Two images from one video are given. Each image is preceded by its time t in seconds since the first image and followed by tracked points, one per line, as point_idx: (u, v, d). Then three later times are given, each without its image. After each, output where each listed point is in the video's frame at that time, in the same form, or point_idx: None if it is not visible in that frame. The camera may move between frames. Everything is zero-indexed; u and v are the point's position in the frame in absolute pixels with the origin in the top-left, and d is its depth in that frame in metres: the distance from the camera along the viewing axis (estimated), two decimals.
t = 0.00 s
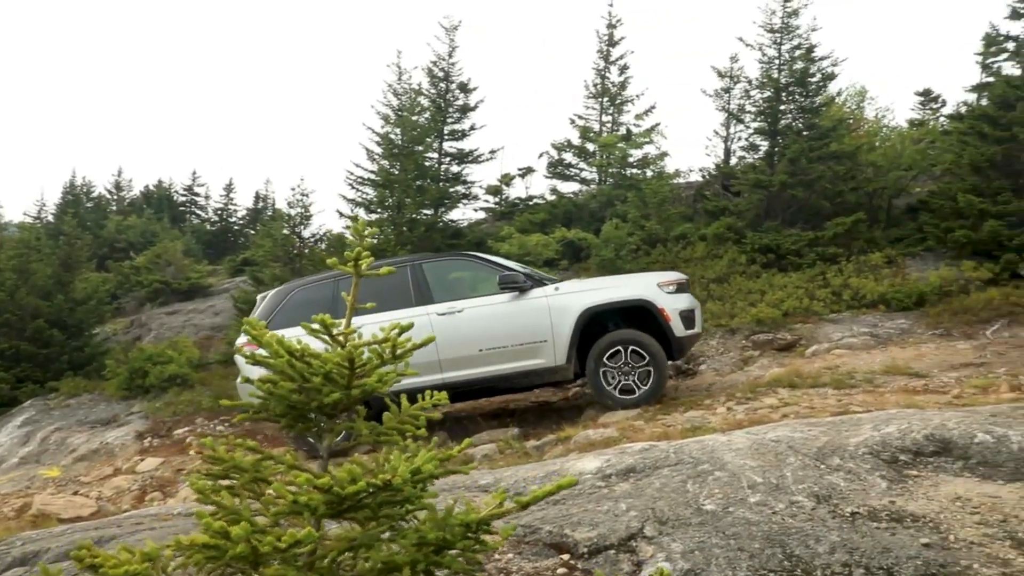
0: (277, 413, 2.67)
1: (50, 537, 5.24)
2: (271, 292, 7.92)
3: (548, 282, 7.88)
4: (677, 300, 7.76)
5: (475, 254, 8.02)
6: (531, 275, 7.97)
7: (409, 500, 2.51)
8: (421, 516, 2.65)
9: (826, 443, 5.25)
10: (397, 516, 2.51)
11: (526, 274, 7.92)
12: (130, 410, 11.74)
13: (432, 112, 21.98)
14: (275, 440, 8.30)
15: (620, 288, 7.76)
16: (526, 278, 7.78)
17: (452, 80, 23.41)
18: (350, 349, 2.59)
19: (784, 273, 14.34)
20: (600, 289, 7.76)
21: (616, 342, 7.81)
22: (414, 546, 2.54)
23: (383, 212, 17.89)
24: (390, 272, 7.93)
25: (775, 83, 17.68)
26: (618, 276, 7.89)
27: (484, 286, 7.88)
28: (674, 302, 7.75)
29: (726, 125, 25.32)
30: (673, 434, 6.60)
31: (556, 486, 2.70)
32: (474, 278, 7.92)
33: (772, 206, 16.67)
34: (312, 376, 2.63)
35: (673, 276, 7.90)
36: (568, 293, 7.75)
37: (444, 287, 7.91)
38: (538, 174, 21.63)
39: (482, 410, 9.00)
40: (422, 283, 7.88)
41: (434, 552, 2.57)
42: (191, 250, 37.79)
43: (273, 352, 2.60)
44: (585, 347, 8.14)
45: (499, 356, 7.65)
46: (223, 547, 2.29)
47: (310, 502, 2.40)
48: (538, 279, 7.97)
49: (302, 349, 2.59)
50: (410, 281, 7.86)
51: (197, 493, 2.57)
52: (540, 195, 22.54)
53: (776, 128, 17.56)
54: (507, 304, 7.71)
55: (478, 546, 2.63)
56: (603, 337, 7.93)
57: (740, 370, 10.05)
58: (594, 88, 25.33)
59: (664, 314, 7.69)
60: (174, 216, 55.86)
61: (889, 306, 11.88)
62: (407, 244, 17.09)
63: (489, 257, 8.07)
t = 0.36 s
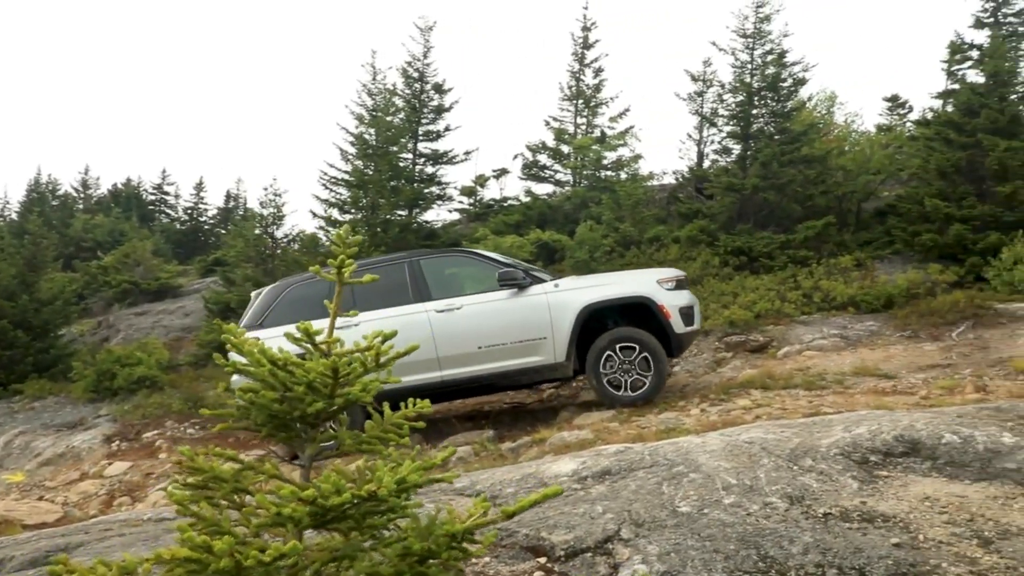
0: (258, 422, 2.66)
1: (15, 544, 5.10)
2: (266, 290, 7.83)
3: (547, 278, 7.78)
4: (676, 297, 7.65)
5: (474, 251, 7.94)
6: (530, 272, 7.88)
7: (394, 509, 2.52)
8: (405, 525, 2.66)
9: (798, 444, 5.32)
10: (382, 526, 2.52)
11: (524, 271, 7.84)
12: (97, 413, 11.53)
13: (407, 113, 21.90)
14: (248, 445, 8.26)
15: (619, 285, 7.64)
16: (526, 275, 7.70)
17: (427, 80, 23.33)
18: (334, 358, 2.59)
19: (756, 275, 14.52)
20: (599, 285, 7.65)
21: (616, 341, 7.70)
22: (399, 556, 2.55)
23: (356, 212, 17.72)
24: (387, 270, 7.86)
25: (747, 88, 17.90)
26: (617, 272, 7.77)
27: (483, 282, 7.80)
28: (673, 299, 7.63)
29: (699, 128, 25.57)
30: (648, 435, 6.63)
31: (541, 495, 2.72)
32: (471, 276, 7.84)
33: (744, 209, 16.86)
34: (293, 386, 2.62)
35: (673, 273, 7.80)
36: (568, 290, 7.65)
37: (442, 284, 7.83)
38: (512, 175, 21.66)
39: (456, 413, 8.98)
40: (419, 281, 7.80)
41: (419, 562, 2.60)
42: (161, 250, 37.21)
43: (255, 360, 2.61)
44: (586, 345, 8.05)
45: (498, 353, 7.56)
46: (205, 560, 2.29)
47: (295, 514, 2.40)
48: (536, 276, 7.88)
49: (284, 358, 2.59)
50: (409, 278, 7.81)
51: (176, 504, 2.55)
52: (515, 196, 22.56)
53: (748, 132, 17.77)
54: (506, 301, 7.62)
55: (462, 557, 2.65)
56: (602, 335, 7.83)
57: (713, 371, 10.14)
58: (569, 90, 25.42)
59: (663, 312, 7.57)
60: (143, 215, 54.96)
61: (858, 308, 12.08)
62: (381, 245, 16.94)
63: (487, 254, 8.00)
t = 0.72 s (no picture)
0: (233, 435, 2.63)
1: None
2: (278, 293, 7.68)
3: (567, 282, 7.62)
4: (698, 302, 7.59)
5: (490, 253, 7.76)
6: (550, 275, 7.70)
7: (372, 523, 2.51)
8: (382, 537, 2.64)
9: (769, 447, 5.38)
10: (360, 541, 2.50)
11: (545, 275, 7.66)
12: (61, 418, 11.29)
13: (379, 114, 21.78)
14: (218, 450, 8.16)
15: (642, 289, 7.52)
16: (545, 279, 7.53)
17: (400, 82, 23.22)
18: (312, 372, 2.56)
19: (727, 278, 14.68)
20: (622, 290, 7.52)
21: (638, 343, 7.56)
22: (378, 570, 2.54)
23: (328, 214, 17.58)
24: (402, 273, 7.66)
25: (718, 93, 18.09)
26: (639, 276, 7.65)
27: (502, 286, 7.61)
28: (695, 303, 7.55)
29: (671, 132, 25.79)
30: (621, 438, 6.67)
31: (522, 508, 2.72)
32: (491, 279, 7.65)
33: (716, 212, 17.05)
34: (269, 399, 2.60)
35: (693, 277, 7.72)
36: (590, 295, 7.51)
37: (461, 288, 7.64)
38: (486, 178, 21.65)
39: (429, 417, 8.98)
40: (437, 284, 7.60)
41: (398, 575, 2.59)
42: (127, 250, 36.56)
43: (230, 373, 2.58)
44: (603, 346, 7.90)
45: (520, 359, 7.38)
46: None
47: (272, 530, 2.38)
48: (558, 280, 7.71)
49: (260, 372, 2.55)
50: (426, 282, 7.60)
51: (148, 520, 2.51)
52: (488, 198, 22.55)
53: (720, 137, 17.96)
54: (527, 306, 7.44)
55: (440, 569, 2.65)
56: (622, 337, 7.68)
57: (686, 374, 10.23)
58: (542, 93, 25.49)
59: (686, 316, 7.48)
60: (109, 214, 53.95)
61: (826, 311, 12.28)
62: (353, 247, 16.83)
63: (506, 257, 7.82)
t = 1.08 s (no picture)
0: (204, 452, 2.60)
1: None
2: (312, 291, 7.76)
3: (604, 278, 7.50)
4: (736, 295, 7.46)
5: (524, 248, 7.66)
6: (588, 270, 7.59)
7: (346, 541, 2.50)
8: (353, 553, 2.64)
9: (741, 451, 5.44)
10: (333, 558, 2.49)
11: (582, 270, 7.56)
12: (25, 424, 11.05)
13: (353, 116, 21.66)
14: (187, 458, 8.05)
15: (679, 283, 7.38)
16: (583, 274, 7.41)
17: (374, 84, 23.12)
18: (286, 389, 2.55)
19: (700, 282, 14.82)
20: (659, 284, 7.38)
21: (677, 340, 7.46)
22: None
23: (301, 216, 17.43)
24: (435, 269, 7.62)
25: (691, 98, 18.28)
26: (675, 269, 7.51)
27: (538, 281, 7.50)
28: (733, 296, 7.43)
29: (645, 137, 25.98)
30: (595, 443, 6.70)
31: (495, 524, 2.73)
32: (526, 274, 7.55)
33: (688, 217, 17.21)
34: (242, 416, 2.58)
35: (730, 270, 7.58)
36: (627, 289, 7.37)
37: (497, 283, 7.55)
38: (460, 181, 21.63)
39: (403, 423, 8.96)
40: (471, 280, 7.53)
41: None
42: (95, 252, 35.95)
43: (202, 388, 2.56)
44: (641, 343, 7.84)
45: (558, 355, 7.27)
46: None
47: (244, 550, 2.36)
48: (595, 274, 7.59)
49: (232, 389, 2.53)
50: (460, 278, 7.54)
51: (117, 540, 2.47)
52: (462, 202, 22.53)
53: (692, 142, 18.16)
54: (564, 301, 7.32)
55: None
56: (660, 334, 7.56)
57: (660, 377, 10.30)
58: (516, 97, 25.54)
59: (724, 310, 7.35)
60: (76, 215, 53.00)
61: (797, 315, 12.44)
62: (326, 250, 16.72)
63: (542, 252, 7.71)
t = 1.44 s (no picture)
0: (158, 470, 2.60)
1: None
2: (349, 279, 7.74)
3: (645, 273, 7.50)
4: (775, 294, 7.48)
5: (562, 241, 7.66)
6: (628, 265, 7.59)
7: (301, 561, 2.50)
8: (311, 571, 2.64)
9: (707, 455, 5.49)
10: None
11: (622, 265, 7.56)
12: None
13: (322, 118, 21.49)
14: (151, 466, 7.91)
15: (721, 281, 7.38)
16: (623, 270, 7.42)
17: (344, 86, 22.94)
18: (243, 408, 2.55)
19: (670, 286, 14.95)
20: (699, 281, 7.40)
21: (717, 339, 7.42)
22: None
23: (269, 218, 17.25)
24: (474, 261, 7.62)
25: (661, 104, 18.46)
26: (717, 266, 7.51)
27: (578, 275, 7.51)
28: (774, 295, 7.45)
29: (615, 142, 26.15)
30: (563, 448, 6.70)
31: (455, 544, 2.73)
32: (564, 268, 7.54)
33: (658, 221, 17.36)
34: (197, 434, 2.58)
35: (770, 270, 7.59)
36: (667, 286, 7.38)
37: (537, 277, 7.54)
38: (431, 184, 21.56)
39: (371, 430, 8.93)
40: (510, 274, 7.52)
41: None
42: (57, 254, 35.17)
43: (156, 406, 2.55)
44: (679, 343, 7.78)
45: (597, 351, 7.32)
46: None
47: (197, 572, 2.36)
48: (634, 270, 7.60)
49: (189, 407, 2.54)
50: (499, 272, 7.54)
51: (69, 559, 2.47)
52: (432, 205, 22.45)
53: (662, 147, 18.35)
54: (604, 297, 7.34)
55: None
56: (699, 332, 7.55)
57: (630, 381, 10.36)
58: (487, 101, 25.54)
59: (764, 309, 7.37)
60: (37, 216, 51.82)
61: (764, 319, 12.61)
62: (294, 253, 16.55)
63: (580, 246, 7.71)
